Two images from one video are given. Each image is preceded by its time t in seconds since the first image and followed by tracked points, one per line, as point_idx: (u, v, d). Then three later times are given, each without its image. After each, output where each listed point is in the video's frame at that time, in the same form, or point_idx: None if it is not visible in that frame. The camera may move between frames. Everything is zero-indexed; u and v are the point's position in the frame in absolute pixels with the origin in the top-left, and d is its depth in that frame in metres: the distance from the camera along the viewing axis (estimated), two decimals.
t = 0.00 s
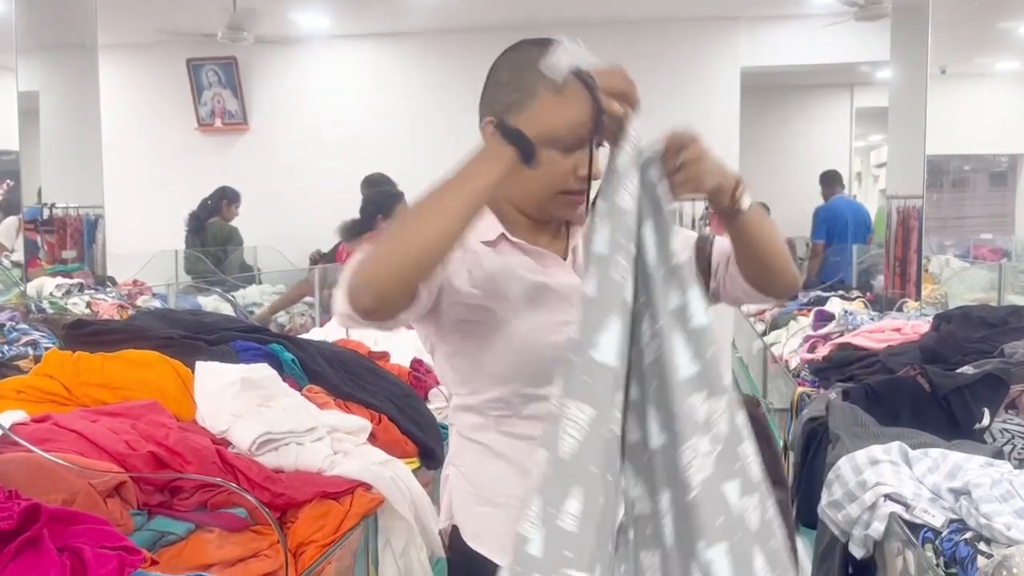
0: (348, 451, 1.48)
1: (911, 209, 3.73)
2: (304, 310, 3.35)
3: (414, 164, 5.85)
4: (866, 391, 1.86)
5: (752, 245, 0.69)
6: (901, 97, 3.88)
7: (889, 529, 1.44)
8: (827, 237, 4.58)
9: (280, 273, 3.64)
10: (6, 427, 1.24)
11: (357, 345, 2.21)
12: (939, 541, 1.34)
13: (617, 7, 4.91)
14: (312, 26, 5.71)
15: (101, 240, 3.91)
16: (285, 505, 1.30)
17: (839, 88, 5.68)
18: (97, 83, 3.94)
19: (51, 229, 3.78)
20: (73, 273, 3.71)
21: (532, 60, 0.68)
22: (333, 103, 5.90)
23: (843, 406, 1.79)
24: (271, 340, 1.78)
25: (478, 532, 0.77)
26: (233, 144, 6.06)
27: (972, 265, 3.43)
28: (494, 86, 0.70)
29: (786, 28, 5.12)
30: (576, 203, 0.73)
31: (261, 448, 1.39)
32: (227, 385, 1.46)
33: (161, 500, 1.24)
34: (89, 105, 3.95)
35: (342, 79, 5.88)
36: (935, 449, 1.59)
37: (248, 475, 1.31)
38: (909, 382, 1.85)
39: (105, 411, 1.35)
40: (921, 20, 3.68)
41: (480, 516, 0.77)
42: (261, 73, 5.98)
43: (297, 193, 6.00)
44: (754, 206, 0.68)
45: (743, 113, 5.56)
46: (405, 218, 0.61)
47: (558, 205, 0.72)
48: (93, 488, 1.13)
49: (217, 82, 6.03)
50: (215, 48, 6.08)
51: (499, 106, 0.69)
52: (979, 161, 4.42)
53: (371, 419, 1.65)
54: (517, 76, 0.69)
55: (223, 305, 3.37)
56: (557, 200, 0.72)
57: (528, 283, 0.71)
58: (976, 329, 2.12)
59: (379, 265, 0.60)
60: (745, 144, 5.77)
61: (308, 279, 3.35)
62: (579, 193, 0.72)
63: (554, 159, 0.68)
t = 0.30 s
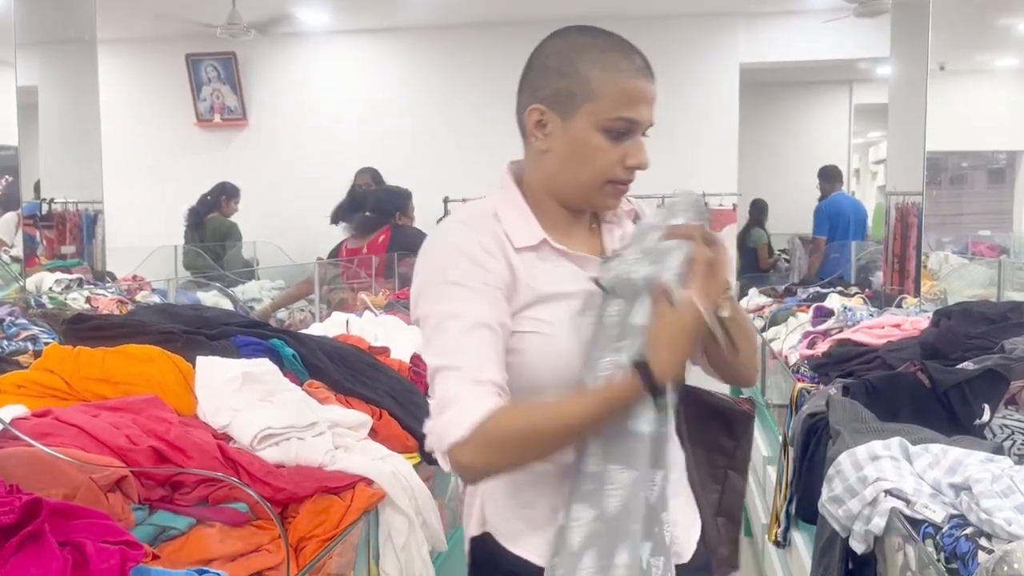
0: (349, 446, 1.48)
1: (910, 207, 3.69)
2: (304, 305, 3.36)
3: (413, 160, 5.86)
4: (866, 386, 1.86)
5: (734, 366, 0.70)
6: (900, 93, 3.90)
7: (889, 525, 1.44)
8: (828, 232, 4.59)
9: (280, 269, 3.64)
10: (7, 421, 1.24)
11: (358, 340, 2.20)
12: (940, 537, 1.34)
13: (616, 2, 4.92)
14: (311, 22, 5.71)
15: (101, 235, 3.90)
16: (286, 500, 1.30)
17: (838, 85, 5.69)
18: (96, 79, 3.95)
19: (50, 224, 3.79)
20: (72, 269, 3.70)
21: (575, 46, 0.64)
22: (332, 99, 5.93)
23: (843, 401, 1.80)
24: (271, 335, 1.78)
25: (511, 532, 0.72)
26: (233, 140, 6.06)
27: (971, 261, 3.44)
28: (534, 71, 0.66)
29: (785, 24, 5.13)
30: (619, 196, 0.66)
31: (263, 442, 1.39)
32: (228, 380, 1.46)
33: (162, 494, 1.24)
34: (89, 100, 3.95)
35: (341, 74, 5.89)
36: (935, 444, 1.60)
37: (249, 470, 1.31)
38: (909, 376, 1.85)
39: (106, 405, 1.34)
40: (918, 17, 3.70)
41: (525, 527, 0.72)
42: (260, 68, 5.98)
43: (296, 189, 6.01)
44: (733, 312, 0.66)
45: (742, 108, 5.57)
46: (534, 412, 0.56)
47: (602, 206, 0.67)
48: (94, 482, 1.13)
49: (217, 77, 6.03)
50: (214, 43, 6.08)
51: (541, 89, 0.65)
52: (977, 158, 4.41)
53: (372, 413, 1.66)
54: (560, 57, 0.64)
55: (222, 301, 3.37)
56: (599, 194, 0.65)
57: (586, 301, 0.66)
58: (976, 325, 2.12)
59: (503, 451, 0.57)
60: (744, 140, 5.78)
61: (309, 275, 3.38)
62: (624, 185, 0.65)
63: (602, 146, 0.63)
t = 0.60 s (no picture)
0: (346, 442, 1.48)
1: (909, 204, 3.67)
2: (302, 301, 3.36)
3: (411, 156, 5.86)
4: (864, 382, 1.86)
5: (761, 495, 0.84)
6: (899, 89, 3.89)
7: (888, 520, 1.44)
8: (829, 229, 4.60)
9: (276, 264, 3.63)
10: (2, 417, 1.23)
11: (356, 336, 2.20)
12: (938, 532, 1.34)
13: None
14: (308, 18, 5.72)
15: (96, 230, 4.02)
16: (283, 495, 1.30)
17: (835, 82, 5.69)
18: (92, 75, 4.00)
19: (47, 221, 3.83)
20: (68, 266, 3.68)
21: (647, 31, 0.77)
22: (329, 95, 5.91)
23: (841, 396, 1.80)
24: (268, 330, 1.77)
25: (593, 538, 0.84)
26: (230, 135, 6.08)
27: (970, 257, 3.45)
28: (606, 61, 0.78)
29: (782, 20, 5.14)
30: (679, 191, 0.78)
31: (260, 438, 1.39)
32: (225, 374, 1.45)
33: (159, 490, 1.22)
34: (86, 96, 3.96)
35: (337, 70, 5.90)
36: (934, 439, 1.60)
37: (246, 465, 1.30)
38: (907, 372, 1.85)
39: (102, 401, 1.33)
40: (912, 10, 3.69)
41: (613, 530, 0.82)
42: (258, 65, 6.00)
43: (294, 184, 6.01)
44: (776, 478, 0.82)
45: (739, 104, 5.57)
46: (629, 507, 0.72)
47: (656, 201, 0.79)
48: (89, 478, 1.12)
49: (213, 73, 6.02)
50: (210, 38, 6.05)
51: (608, 83, 0.77)
52: (975, 154, 4.40)
53: (370, 408, 1.66)
54: (630, 47, 0.76)
55: (220, 297, 3.36)
56: (662, 188, 0.77)
57: (674, 304, 0.79)
58: (974, 321, 2.11)
59: (590, 516, 0.71)
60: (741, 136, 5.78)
61: (307, 270, 3.37)
62: (684, 182, 0.77)
63: (663, 144, 0.75)
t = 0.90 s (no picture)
0: (348, 437, 1.47)
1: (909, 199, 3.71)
2: (299, 298, 3.34)
3: (414, 152, 6.07)
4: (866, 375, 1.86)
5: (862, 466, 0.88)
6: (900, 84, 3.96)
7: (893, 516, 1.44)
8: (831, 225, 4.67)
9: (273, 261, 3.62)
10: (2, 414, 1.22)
11: (356, 331, 2.19)
12: (943, 526, 1.35)
13: None
14: (306, 15, 5.82)
15: (93, 227, 3.98)
16: (285, 491, 1.29)
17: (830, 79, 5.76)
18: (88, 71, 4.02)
19: (43, 218, 3.79)
20: (64, 263, 3.64)
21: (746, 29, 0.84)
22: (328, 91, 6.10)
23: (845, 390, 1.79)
24: (268, 325, 1.75)
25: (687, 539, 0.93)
26: (227, 130, 6.24)
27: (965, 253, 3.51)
28: (705, 52, 0.85)
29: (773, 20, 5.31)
30: (762, 191, 0.86)
31: (261, 434, 1.38)
32: (225, 371, 1.44)
33: (160, 487, 1.21)
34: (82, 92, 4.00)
35: (335, 68, 6.07)
36: (936, 434, 1.59)
37: (248, 461, 1.30)
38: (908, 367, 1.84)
39: (102, 396, 1.32)
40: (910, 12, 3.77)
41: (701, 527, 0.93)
42: (255, 62, 6.15)
43: (294, 183, 6.19)
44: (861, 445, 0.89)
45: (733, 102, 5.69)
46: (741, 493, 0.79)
47: (735, 198, 0.87)
48: (90, 474, 1.11)
49: (209, 69, 6.18)
50: (206, 34, 6.18)
51: (704, 79, 0.84)
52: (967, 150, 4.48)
53: (371, 405, 1.65)
54: (729, 43, 0.84)
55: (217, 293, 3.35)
56: (747, 187, 0.85)
57: (767, 304, 0.90)
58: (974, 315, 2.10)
59: (691, 509, 0.78)
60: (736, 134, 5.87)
61: (304, 267, 3.37)
62: (768, 183, 0.85)
63: (754, 144, 0.83)
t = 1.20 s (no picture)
0: (352, 437, 1.46)
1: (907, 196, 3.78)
2: (298, 297, 3.31)
3: (410, 151, 6.09)
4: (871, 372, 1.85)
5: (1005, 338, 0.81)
6: (899, 81, 3.95)
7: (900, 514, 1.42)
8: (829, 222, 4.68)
9: (271, 260, 3.60)
10: (3, 415, 1.20)
11: (359, 331, 2.17)
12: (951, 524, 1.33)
13: None
14: (303, 14, 5.83)
15: (89, 228, 3.95)
16: (291, 492, 1.28)
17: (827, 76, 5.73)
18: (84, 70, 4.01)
19: (38, 218, 3.76)
20: (60, 263, 3.62)
21: (821, 33, 0.94)
22: (325, 89, 6.12)
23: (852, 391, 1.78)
24: (271, 325, 1.74)
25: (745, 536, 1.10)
26: (223, 130, 6.25)
27: (966, 250, 3.45)
28: (792, 55, 0.93)
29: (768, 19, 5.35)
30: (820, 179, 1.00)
31: (265, 435, 1.36)
32: (229, 371, 1.42)
33: (164, 488, 1.20)
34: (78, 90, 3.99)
35: (330, 66, 6.08)
36: (943, 432, 1.59)
37: (252, 462, 1.28)
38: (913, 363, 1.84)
39: (105, 398, 1.30)
40: (911, 7, 3.76)
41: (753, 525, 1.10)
42: (250, 60, 6.18)
43: (291, 181, 6.22)
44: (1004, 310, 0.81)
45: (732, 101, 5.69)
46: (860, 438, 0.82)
47: (803, 185, 1.01)
48: (94, 476, 1.10)
49: (206, 68, 6.18)
50: (201, 33, 6.18)
51: (799, 82, 0.93)
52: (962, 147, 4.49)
53: (376, 405, 1.63)
54: (816, 48, 0.93)
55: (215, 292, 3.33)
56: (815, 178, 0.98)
57: (831, 296, 1.03)
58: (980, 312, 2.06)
59: (828, 474, 0.82)
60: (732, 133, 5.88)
61: (303, 266, 3.35)
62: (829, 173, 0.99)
63: (835, 142, 0.96)
